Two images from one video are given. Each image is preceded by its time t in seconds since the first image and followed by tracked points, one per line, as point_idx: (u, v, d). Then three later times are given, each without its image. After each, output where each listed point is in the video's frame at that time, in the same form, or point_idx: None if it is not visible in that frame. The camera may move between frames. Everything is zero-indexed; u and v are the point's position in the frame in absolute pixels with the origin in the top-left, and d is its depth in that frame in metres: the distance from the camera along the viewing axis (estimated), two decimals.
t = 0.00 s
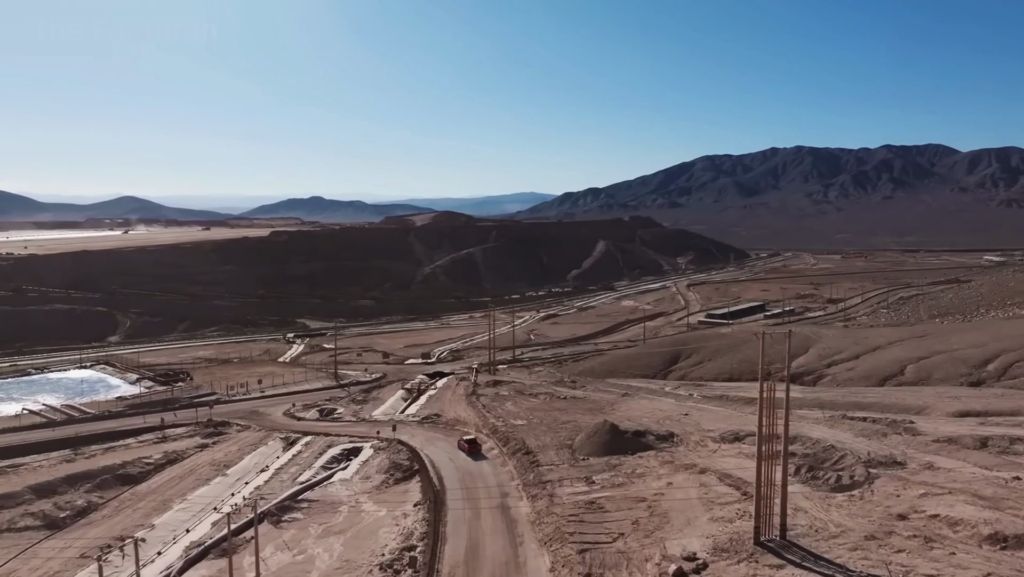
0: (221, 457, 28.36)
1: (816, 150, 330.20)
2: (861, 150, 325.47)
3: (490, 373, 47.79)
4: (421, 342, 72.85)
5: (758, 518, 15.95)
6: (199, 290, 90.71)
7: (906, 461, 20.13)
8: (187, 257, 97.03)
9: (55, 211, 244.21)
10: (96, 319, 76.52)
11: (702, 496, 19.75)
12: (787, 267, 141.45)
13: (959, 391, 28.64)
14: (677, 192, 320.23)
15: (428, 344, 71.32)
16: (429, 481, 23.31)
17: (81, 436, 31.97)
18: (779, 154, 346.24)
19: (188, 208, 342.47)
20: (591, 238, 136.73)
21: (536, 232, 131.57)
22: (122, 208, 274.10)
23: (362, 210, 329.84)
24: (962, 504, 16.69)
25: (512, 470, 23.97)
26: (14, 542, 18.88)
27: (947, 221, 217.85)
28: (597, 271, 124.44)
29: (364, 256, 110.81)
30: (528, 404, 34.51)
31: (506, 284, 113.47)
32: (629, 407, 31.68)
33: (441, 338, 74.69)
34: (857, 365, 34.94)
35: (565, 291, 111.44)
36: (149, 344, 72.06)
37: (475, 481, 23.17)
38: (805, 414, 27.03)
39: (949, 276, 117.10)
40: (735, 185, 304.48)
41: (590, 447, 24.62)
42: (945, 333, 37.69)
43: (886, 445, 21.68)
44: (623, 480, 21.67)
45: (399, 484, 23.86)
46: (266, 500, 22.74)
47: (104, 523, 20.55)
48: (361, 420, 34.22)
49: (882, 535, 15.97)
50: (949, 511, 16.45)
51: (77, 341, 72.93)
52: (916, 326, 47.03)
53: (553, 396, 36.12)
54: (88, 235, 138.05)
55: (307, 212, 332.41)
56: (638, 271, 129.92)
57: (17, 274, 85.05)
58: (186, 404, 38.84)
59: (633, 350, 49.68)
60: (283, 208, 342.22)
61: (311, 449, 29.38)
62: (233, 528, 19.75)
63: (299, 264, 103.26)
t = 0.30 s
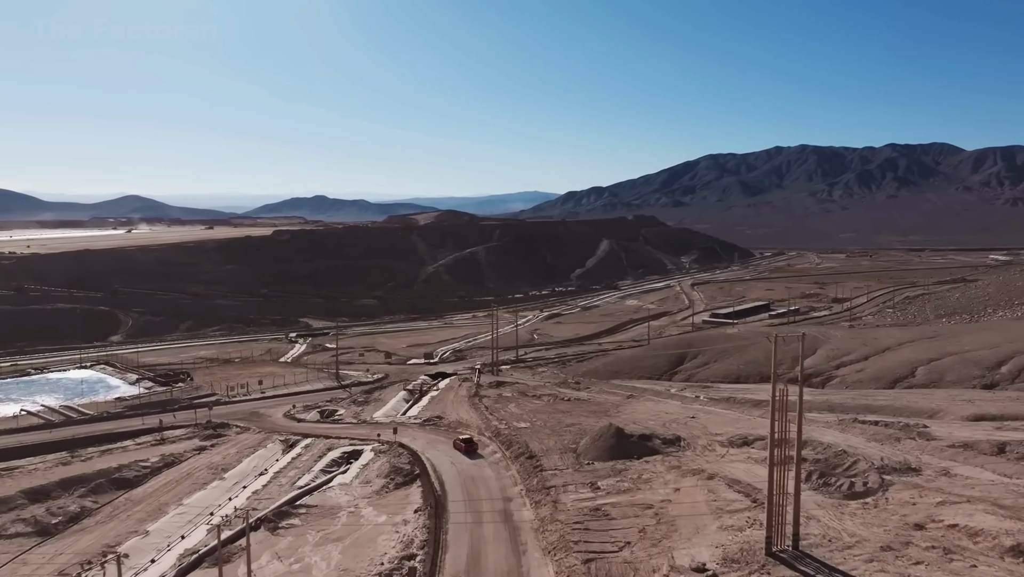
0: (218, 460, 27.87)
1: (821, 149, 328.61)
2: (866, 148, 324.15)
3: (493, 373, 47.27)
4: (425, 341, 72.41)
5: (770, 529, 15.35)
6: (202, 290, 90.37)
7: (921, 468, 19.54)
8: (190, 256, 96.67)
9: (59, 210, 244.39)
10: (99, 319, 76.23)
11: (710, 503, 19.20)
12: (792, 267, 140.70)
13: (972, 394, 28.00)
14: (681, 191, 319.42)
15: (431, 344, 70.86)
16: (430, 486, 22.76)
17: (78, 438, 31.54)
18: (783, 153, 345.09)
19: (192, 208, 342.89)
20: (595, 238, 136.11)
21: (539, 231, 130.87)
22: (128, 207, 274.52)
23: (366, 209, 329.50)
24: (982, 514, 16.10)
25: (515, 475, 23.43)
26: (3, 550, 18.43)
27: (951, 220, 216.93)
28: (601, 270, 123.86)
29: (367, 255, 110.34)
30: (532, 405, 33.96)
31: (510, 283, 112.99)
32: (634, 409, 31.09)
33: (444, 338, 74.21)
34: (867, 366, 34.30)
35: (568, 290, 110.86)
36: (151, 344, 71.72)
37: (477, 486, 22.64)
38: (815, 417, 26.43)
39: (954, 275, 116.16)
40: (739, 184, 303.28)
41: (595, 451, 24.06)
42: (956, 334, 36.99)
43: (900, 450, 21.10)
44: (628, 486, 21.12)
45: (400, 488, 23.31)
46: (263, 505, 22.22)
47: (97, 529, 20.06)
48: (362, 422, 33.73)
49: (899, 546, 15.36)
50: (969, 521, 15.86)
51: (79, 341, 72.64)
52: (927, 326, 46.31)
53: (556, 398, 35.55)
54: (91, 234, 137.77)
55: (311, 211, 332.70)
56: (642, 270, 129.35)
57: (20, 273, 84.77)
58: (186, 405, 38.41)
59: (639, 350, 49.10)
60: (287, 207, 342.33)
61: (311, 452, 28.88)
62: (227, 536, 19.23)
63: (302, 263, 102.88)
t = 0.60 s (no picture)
0: (216, 464, 27.34)
1: (825, 148, 327.07)
2: (870, 147, 322.64)
3: (496, 374, 46.72)
4: (428, 341, 71.92)
5: (782, 540, 14.76)
6: (204, 289, 90.02)
7: (937, 475, 18.93)
8: (192, 255, 96.31)
9: (65, 209, 245.07)
10: (101, 318, 75.88)
11: (719, 511, 18.64)
12: (797, 266, 139.84)
13: (987, 397, 27.35)
14: (685, 189, 318.39)
15: (434, 343, 70.36)
16: (431, 492, 22.22)
17: (75, 440, 31.08)
18: (788, 151, 343.71)
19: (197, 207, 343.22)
20: (599, 237, 135.49)
21: (543, 230, 130.22)
22: (132, 206, 274.61)
23: (370, 208, 329.18)
24: (1004, 525, 15.51)
25: (519, 480, 22.88)
26: None
27: (957, 218, 215.73)
28: (605, 269, 123.25)
29: (371, 254, 109.96)
30: (536, 408, 33.38)
31: (513, 282, 112.46)
32: (639, 412, 30.48)
33: (447, 337, 73.67)
34: (877, 368, 33.65)
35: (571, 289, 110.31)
36: (153, 344, 71.33)
37: (480, 492, 22.07)
38: (825, 421, 25.83)
39: (961, 275, 115.27)
40: (743, 183, 302.16)
41: (600, 455, 23.48)
42: (968, 336, 36.28)
43: (915, 456, 20.50)
44: (635, 492, 20.55)
45: (400, 494, 22.78)
46: (261, 511, 21.71)
47: (90, 536, 19.56)
48: (363, 424, 33.22)
49: (917, 558, 14.77)
50: (991, 533, 15.26)
51: (80, 340, 72.30)
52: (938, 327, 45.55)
53: (561, 400, 34.97)
54: (95, 232, 137.65)
55: (315, 209, 332.58)
56: (646, 269, 128.67)
57: (22, 272, 84.49)
58: (185, 406, 37.96)
59: (644, 350, 48.48)
60: (291, 206, 342.19)
61: (310, 455, 28.38)
62: (223, 544, 18.73)
63: (305, 262, 102.47)
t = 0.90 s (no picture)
0: (215, 467, 26.88)
1: (830, 147, 325.49)
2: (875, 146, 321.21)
3: (500, 375, 46.25)
4: (431, 341, 71.47)
5: (796, 552, 14.18)
6: (207, 288, 89.73)
7: (954, 483, 18.36)
8: (195, 254, 96.02)
9: (69, 208, 245.31)
10: (104, 318, 75.61)
11: (729, 519, 18.12)
12: (802, 265, 139.10)
13: (1001, 401, 26.76)
14: (689, 189, 317.51)
15: (438, 343, 69.89)
16: (433, 498, 21.70)
17: (73, 442, 30.66)
18: (792, 150, 342.42)
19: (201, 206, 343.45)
20: (603, 236, 134.94)
21: (547, 229, 129.62)
22: (136, 205, 274.53)
23: (373, 207, 328.82)
24: None
25: (522, 486, 22.37)
26: None
27: (963, 218, 214.50)
28: (609, 269, 122.66)
29: (374, 253, 109.57)
30: (540, 410, 32.87)
31: (517, 281, 112.00)
32: (645, 415, 29.95)
33: (450, 337, 73.19)
34: (887, 370, 33.05)
35: (575, 289, 109.75)
36: (155, 343, 71.02)
37: (483, 498, 21.56)
38: (836, 425, 25.27)
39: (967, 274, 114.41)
40: (748, 182, 300.84)
41: (606, 460, 22.95)
42: (981, 337, 35.66)
43: (930, 462, 19.93)
44: (642, 499, 20.02)
45: (401, 499, 22.27)
46: (259, 517, 21.21)
47: (83, 544, 19.11)
48: (365, 426, 32.75)
49: (937, 571, 14.21)
50: (1013, 544, 14.71)
51: (83, 340, 72.02)
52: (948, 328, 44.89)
53: (565, 402, 34.47)
54: (99, 232, 137.64)
55: (319, 208, 332.55)
56: (650, 269, 128.08)
57: (25, 271, 84.26)
58: (185, 407, 37.54)
59: (649, 351, 47.93)
60: (295, 205, 342.21)
61: (311, 459, 27.89)
62: (218, 552, 18.24)
63: (308, 261, 102.12)
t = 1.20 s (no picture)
0: (214, 470, 26.39)
1: (837, 145, 323.46)
2: (883, 145, 319.20)
3: (505, 376, 45.69)
4: (436, 340, 70.95)
5: (814, 565, 13.50)
6: (212, 287, 89.38)
7: (977, 492, 17.68)
8: (200, 253, 95.69)
9: (76, 207, 245.81)
10: (108, 316, 75.35)
11: (742, 529, 17.49)
12: (809, 264, 138.11)
13: (1020, 405, 26.04)
14: (695, 187, 316.19)
15: (443, 343, 69.35)
16: (436, 504, 21.09)
17: (72, 444, 30.23)
18: (799, 148, 340.51)
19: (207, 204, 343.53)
20: (609, 234, 134.18)
21: (553, 227, 128.85)
22: (142, 204, 274.53)
23: (378, 206, 328.48)
24: None
25: (528, 492, 21.77)
26: None
27: (971, 216, 212.76)
28: (615, 267, 121.91)
29: (379, 252, 109.09)
30: (545, 412, 32.30)
31: (523, 280, 111.42)
32: (653, 418, 29.31)
33: (455, 337, 72.63)
34: (901, 372, 32.31)
35: (581, 288, 109.02)
36: (160, 342, 70.72)
37: (487, 505, 20.92)
38: (850, 429, 24.60)
39: (977, 273, 113.19)
40: (754, 180, 299.17)
41: (614, 466, 22.34)
42: (997, 339, 34.84)
43: (951, 470, 19.25)
44: (651, 507, 19.41)
45: (403, 506, 21.70)
46: (257, 523, 20.65)
47: (77, 552, 18.62)
48: (368, 428, 32.23)
49: None
50: None
51: (88, 339, 71.76)
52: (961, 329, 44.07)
53: (571, 404, 33.83)
54: (105, 231, 137.57)
55: (324, 207, 332.40)
56: (657, 268, 127.32)
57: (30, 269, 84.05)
58: (187, 408, 37.12)
59: (657, 351, 47.24)
60: (301, 204, 342.12)
61: (312, 462, 27.36)
62: (213, 560, 17.69)
63: (313, 260, 101.75)
